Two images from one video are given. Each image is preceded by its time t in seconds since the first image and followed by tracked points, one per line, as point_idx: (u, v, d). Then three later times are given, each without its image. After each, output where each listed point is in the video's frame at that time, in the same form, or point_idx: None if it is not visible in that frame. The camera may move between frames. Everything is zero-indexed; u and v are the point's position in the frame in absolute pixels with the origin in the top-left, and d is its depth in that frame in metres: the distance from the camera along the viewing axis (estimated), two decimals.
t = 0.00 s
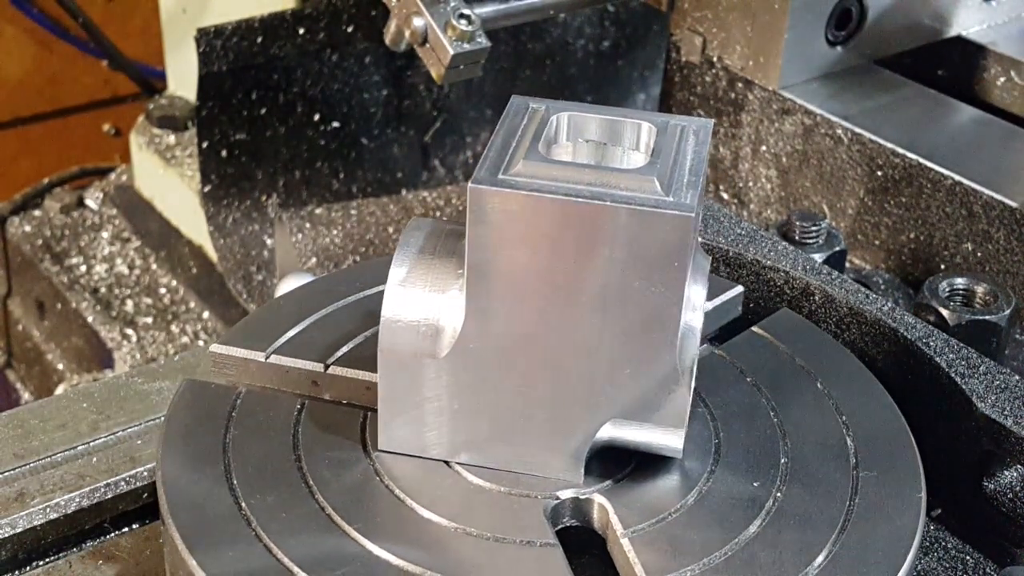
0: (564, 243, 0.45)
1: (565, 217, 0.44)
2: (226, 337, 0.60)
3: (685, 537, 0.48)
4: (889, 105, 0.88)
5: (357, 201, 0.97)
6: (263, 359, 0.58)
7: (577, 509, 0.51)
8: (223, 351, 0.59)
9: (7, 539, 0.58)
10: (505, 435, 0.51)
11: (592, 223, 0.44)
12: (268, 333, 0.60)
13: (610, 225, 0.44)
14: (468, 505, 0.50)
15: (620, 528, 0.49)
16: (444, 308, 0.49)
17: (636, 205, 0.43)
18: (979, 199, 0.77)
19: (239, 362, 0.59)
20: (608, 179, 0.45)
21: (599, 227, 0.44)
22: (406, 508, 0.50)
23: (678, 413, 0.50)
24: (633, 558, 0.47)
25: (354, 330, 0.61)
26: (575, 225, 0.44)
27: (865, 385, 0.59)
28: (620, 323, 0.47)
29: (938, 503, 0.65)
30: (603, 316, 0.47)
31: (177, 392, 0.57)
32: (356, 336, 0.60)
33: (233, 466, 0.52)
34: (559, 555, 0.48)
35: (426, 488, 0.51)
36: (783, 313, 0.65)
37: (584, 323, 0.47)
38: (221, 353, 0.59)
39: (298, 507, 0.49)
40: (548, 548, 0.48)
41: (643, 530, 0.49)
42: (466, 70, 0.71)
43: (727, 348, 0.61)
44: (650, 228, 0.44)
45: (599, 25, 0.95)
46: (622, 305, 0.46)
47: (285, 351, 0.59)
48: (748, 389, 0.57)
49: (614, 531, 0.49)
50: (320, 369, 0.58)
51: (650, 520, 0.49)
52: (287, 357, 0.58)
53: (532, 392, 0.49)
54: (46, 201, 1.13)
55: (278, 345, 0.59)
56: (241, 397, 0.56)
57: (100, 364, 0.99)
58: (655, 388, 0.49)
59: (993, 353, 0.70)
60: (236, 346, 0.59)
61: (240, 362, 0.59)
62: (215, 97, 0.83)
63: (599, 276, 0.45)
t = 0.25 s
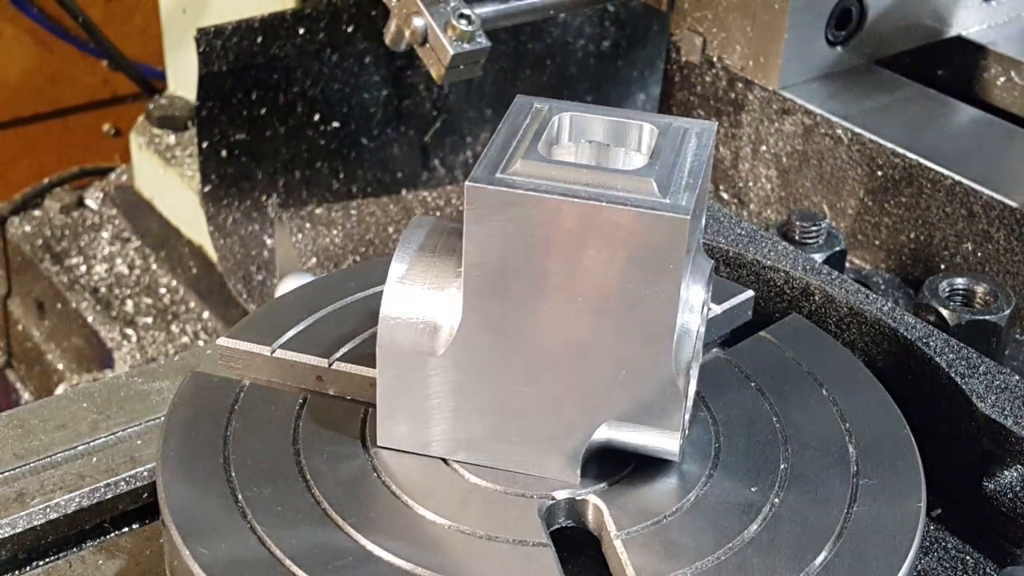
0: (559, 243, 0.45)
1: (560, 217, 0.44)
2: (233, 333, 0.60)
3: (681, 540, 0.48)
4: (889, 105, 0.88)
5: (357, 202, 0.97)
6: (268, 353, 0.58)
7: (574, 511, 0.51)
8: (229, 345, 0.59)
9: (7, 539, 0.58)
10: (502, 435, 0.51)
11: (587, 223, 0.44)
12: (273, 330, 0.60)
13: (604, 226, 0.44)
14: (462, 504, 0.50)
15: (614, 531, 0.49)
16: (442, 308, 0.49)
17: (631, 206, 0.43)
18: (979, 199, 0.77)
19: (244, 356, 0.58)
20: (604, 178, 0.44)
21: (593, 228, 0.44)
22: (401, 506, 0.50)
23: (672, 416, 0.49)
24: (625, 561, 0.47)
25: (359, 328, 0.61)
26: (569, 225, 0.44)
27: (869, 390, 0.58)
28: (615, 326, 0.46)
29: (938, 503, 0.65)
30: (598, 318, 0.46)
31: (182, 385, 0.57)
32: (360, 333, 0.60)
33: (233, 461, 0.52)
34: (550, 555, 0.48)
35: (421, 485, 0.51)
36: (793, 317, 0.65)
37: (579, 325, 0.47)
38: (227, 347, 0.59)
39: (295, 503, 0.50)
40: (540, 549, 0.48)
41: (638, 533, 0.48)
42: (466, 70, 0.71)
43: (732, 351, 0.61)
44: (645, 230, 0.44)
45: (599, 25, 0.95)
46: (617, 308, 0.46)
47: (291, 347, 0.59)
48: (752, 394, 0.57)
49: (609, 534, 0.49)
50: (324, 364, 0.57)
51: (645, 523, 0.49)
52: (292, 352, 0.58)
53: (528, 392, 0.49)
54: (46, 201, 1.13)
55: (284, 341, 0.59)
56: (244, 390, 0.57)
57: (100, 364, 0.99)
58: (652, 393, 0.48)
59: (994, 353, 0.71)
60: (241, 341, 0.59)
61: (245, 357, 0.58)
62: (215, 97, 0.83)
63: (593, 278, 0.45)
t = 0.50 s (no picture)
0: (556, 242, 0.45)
1: (556, 217, 0.44)
2: (239, 327, 0.60)
3: (675, 543, 0.48)
4: (889, 105, 0.88)
5: (356, 202, 0.97)
6: (274, 349, 0.58)
7: (569, 512, 0.51)
8: (235, 339, 0.59)
9: (6, 540, 0.58)
10: (499, 434, 0.51)
11: (582, 224, 0.44)
12: (280, 325, 0.61)
13: (599, 227, 0.44)
14: (458, 503, 0.50)
15: (608, 532, 0.49)
16: (441, 305, 0.49)
17: (626, 207, 0.43)
18: (978, 200, 0.77)
19: (251, 351, 0.59)
20: (601, 178, 0.44)
21: (588, 229, 0.44)
22: (397, 504, 0.50)
23: (668, 418, 0.49)
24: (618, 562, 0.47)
25: (363, 325, 0.61)
26: (565, 225, 0.44)
27: (873, 395, 0.58)
28: (610, 327, 0.46)
29: (938, 503, 0.65)
30: (594, 319, 0.46)
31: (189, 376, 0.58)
32: (364, 330, 0.60)
33: (233, 457, 0.52)
34: (544, 555, 0.48)
35: (418, 484, 0.51)
36: (802, 322, 0.64)
37: (575, 326, 0.47)
38: (233, 342, 0.59)
39: (293, 499, 0.50)
40: (533, 549, 0.48)
41: (632, 534, 0.48)
42: (466, 70, 0.71)
43: (737, 354, 0.61)
44: (641, 231, 0.43)
45: (599, 25, 0.95)
46: (613, 309, 0.46)
47: (296, 342, 0.59)
48: (755, 398, 0.57)
49: (604, 534, 0.49)
50: (329, 360, 0.57)
51: (640, 525, 0.49)
52: (297, 347, 0.58)
53: (526, 392, 0.49)
54: (46, 201, 1.13)
55: (289, 336, 0.59)
56: (247, 383, 0.57)
57: (100, 364, 0.99)
58: (649, 397, 0.48)
59: (994, 353, 0.71)
60: (248, 335, 0.59)
61: (252, 351, 0.59)
62: (215, 97, 0.83)
63: (589, 278, 0.45)
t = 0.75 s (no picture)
0: (553, 243, 0.45)
1: (553, 217, 0.44)
2: (246, 322, 0.60)
3: (669, 545, 0.48)
4: (889, 105, 0.88)
5: (357, 202, 0.97)
6: (280, 343, 0.58)
7: (564, 512, 0.51)
8: (242, 333, 0.59)
9: (7, 539, 0.58)
10: (496, 433, 0.51)
11: (578, 224, 0.44)
12: (286, 321, 0.61)
13: (595, 228, 0.44)
14: (454, 501, 0.50)
15: (602, 532, 0.49)
16: (440, 304, 0.49)
17: (623, 209, 0.43)
18: (978, 200, 0.77)
19: (257, 345, 0.59)
20: (599, 179, 0.44)
21: (584, 230, 0.44)
22: (393, 502, 0.50)
23: (665, 421, 0.49)
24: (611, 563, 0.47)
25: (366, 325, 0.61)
26: (562, 225, 0.44)
27: (878, 401, 0.58)
28: (606, 328, 0.46)
29: (938, 503, 0.65)
30: (591, 320, 0.46)
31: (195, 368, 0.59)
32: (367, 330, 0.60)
33: (233, 454, 0.53)
34: (536, 554, 0.48)
35: (416, 482, 0.51)
36: (812, 326, 0.64)
37: (571, 326, 0.47)
38: (240, 335, 0.59)
39: (291, 496, 0.50)
40: (526, 548, 0.48)
41: (625, 536, 0.48)
42: (466, 71, 0.71)
43: (745, 359, 0.61)
44: (637, 233, 0.43)
45: (598, 25, 0.95)
46: (609, 310, 0.46)
47: (301, 337, 0.59)
48: (759, 404, 0.57)
49: (598, 535, 0.49)
50: (334, 356, 0.57)
51: (634, 526, 0.49)
52: (303, 343, 0.58)
53: (523, 391, 0.49)
54: (46, 201, 1.13)
55: (295, 332, 0.59)
56: (251, 377, 0.58)
57: (100, 364, 0.99)
58: (646, 398, 0.48)
59: (993, 353, 0.71)
60: (255, 330, 0.59)
61: (258, 345, 0.59)
62: (215, 98, 0.83)
63: (585, 278, 0.45)
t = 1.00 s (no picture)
0: (549, 244, 0.45)
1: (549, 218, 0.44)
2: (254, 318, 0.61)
3: (663, 548, 0.48)
4: (888, 106, 0.88)
5: (357, 203, 0.96)
6: (285, 339, 0.59)
7: (558, 512, 0.51)
8: (249, 328, 0.60)
9: (9, 539, 0.58)
10: (494, 433, 0.51)
11: (574, 225, 0.44)
12: (292, 318, 0.61)
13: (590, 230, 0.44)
14: (453, 501, 0.50)
15: (596, 532, 0.49)
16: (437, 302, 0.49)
17: (618, 211, 0.43)
18: (976, 201, 0.78)
19: (264, 340, 0.59)
20: (596, 180, 0.45)
21: (580, 231, 0.44)
22: (393, 501, 0.50)
23: (661, 424, 0.49)
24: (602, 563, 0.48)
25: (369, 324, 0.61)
26: (558, 226, 0.44)
27: (878, 404, 0.58)
28: (602, 330, 0.46)
29: (936, 504, 0.65)
30: (586, 321, 0.46)
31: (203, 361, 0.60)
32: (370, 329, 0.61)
33: (234, 454, 0.53)
34: (528, 553, 0.48)
35: (413, 480, 0.51)
36: (819, 333, 0.64)
37: (567, 327, 0.47)
38: (247, 331, 0.60)
39: (292, 496, 0.51)
40: (518, 548, 0.48)
41: (619, 537, 0.49)
42: (466, 72, 0.71)
43: (750, 363, 0.61)
44: (632, 236, 0.44)
45: (598, 26, 0.95)
46: (605, 312, 0.46)
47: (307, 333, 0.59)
48: (761, 408, 0.57)
49: (591, 535, 0.49)
50: (339, 352, 0.58)
51: (628, 528, 0.49)
52: (308, 339, 0.59)
53: (520, 392, 0.49)
54: (47, 202, 1.13)
55: (301, 328, 0.60)
56: (256, 372, 0.59)
57: (101, 365, 1.00)
58: (644, 402, 0.48)
59: (992, 354, 0.71)
60: (261, 326, 0.60)
61: (265, 341, 0.59)
62: (216, 99, 0.84)
63: (581, 280, 0.45)
